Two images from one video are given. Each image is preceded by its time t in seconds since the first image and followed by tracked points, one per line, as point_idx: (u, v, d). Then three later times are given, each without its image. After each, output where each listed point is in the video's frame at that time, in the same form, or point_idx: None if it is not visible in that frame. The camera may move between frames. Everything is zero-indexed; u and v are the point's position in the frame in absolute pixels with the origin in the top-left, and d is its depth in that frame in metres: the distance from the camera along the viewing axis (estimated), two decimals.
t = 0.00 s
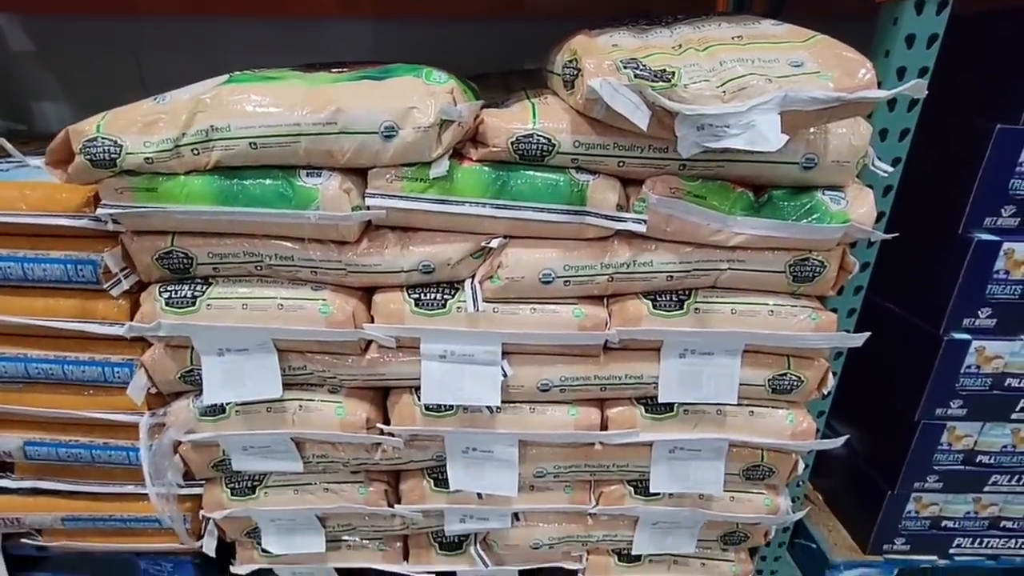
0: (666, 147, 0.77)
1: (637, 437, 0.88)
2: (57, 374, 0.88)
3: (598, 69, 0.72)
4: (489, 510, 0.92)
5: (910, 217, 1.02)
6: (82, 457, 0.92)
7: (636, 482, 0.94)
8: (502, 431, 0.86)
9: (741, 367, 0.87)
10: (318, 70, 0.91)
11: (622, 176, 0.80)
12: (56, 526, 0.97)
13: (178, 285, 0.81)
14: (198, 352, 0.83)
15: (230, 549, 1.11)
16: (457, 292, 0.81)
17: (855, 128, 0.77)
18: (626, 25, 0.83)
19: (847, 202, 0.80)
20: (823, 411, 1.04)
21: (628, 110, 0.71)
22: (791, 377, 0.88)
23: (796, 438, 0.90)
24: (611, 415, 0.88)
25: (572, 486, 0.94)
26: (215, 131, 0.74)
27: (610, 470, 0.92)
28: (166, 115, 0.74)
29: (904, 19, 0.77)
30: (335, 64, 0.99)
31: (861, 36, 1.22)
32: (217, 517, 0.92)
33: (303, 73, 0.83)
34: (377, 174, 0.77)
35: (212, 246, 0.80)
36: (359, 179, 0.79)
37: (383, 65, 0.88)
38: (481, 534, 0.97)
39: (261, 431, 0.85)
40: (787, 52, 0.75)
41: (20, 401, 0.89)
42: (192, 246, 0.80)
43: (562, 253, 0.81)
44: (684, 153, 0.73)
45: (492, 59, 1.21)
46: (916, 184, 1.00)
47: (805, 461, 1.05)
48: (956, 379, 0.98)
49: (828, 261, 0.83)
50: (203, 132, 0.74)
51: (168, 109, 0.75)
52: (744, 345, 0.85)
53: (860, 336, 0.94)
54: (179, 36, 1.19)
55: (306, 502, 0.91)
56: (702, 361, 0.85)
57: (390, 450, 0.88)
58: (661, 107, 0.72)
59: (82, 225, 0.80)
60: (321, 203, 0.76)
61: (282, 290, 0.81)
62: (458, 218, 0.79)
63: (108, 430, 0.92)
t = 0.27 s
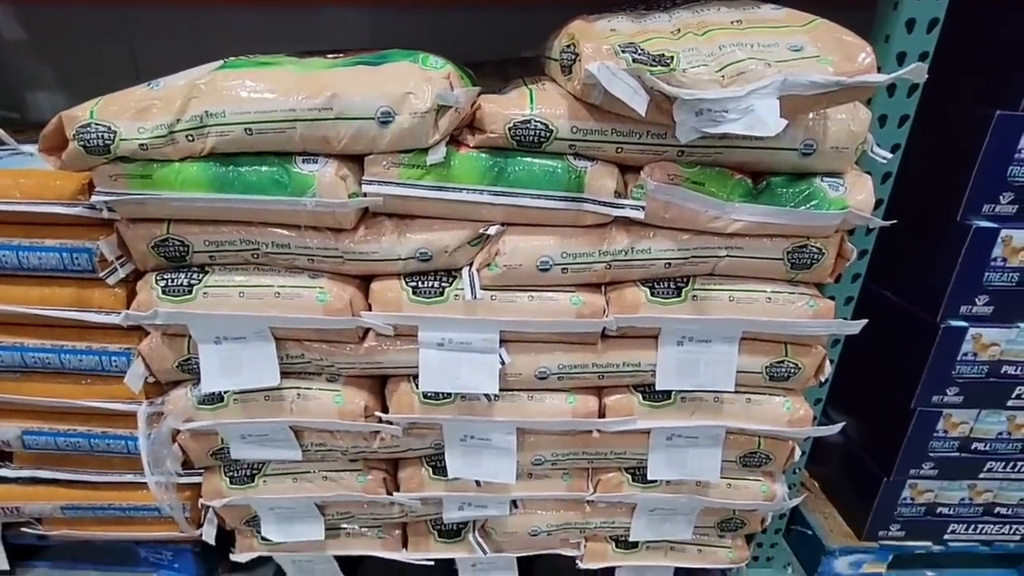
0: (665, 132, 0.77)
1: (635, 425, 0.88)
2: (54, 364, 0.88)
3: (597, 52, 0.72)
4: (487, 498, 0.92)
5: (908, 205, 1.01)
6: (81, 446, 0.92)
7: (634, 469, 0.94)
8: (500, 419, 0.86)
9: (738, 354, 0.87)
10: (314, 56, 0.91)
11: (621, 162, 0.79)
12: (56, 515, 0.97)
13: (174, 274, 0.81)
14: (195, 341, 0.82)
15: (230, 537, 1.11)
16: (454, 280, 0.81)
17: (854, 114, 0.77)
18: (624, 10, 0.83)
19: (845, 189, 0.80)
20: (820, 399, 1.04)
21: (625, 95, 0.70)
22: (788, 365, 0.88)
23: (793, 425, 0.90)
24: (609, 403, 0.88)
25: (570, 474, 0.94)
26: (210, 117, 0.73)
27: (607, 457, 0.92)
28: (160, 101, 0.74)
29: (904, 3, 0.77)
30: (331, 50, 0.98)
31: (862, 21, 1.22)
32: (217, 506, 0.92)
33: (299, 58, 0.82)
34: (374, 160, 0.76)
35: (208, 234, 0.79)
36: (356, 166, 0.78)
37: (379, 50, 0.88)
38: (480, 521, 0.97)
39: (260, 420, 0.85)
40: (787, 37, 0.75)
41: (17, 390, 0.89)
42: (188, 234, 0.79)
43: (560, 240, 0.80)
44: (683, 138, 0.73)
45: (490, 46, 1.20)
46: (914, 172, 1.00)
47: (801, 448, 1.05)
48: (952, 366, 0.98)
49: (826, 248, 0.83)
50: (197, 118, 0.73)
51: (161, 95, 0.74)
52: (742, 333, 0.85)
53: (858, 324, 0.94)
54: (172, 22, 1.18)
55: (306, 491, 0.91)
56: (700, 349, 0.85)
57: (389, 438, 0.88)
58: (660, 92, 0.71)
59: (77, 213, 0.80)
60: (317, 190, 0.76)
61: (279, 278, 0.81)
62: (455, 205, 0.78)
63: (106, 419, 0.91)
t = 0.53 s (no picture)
0: (665, 118, 0.76)
1: (633, 413, 0.88)
2: (50, 353, 0.87)
3: (597, 36, 0.71)
4: (486, 486, 0.92)
5: (908, 192, 1.01)
6: (79, 436, 0.92)
7: (632, 457, 0.94)
8: (499, 407, 0.86)
9: (736, 342, 0.86)
10: (310, 41, 0.90)
11: (620, 149, 0.79)
12: (56, 504, 0.97)
13: (171, 262, 0.80)
14: (192, 330, 0.82)
15: (230, 526, 1.12)
16: (452, 268, 0.81)
17: (855, 99, 0.77)
18: None
19: (846, 175, 0.80)
20: (818, 386, 1.04)
21: (625, 80, 0.69)
22: (787, 353, 0.88)
23: (791, 413, 0.90)
24: (607, 391, 0.88)
25: (569, 462, 0.94)
26: (204, 102, 0.73)
27: (605, 446, 0.92)
28: (154, 86, 0.73)
29: None
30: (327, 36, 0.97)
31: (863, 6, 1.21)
32: (217, 494, 0.92)
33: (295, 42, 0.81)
34: (371, 147, 0.76)
35: (204, 222, 0.79)
36: (353, 153, 0.78)
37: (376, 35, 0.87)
38: (479, 509, 0.97)
39: (258, 408, 0.85)
40: (788, 21, 0.74)
41: (14, 379, 0.89)
42: (184, 222, 0.79)
43: (558, 228, 0.80)
44: (683, 124, 0.72)
45: (488, 32, 1.19)
46: (914, 158, 1.00)
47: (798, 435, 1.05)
48: (950, 354, 0.98)
49: (825, 235, 0.82)
50: (191, 104, 0.73)
51: (155, 80, 0.74)
52: (740, 321, 0.85)
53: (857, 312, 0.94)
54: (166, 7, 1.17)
55: (305, 479, 0.91)
56: (698, 337, 0.85)
57: (387, 426, 0.88)
58: (659, 76, 0.71)
59: (71, 201, 0.79)
60: (314, 177, 0.75)
61: (276, 266, 0.80)
62: (453, 193, 0.78)
63: (104, 408, 0.91)
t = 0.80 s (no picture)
0: (666, 103, 0.75)
1: (633, 401, 0.87)
2: (46, 342, 0.86)
3: (598, 16, 0.70)
4: (486, 474, 0.92)
5: (909, 179, 1.00)
6: (77, 425, 0.91)
7: (632, 445, 0.94)
8: (498, 396, 0.86)
9: (737, 330, 0.86)
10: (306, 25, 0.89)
11: (620, 135, 0.78)
12: (55, 493, 0.96)
13: (166, 250, 0.79)
14: (189, 319, 0.81)
15: (230, 514, 1.11)
16: (451, 256, 0.80)
17: (859, 84, 0.76)
18: None
19: (849, 161, 0.79)
20: (818, 374, 1.04)
21: (627, 64, 0.69)
22: (787, 341, 0.87)
23: (791, 401, 0.90)
24: (607, 379, 0.88)
25: (568, 450, 0.94)
26: (198, 86, 0.72)
27: (605, 434, 0.91)
28: (147, 70, 0.72)
29: None
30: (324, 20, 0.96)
31: None
32: (216, 483, 0.92)
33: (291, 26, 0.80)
34: (368, 132, 0.75)
35: (200, 209, 0.78)
36: (350, 139, 0.77)
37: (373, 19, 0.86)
38: (478, 497, 0.97)
39: (257, 397, 0.85)
40: (794, 2, 0.73)
41: (9, 368, 0.88)
42: (179, 210, 0.78)
43: (558, 215, 0.79)
44: (684, 109, 0.72)
45: (488, 17, 1.18)
46: (915, 145, 0.99)
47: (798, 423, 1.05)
48: (950, 342, 0.98)
49: (827, 222, 0.82)
50: (185, 88, 0.72)
51: (148, 64, 0.72)
52: (741, 308, 0.84)
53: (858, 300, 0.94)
54: None
55: (304, 467, 0.90)
56: (698, 325, 0.85)
57: (387, 415, 0.88)
58: (661, 60, 0.70)
59: (64, 187, 0.78)
60: (310, 163, 0.74)
61: (273, 254, 0.80)
62: (452, 179, 0.77)
63: (101, 397, 0.90)
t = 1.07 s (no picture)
0: (667, 102, 0.74)
1: (633, 402, 0.87)
2: (43, 342, 0.86)
3: (600, 14, 0.69)
4: (485, 474, 0.91)
5: (912, 177, 1.00)
6: (74, 425, 0.91)
7: (632, 445, 0.93)
8: (498, 396, 0.85)
9: (738, 330, 0.85)
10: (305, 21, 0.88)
11: (622, 134, 0.77)
12: (52, 493, 0.96)
13: (163, 250, 0.79)
14: (186, 319, 0.81)
15: (230, 514, 1.11)
16: (450, 256, 0.79)
17: (863, 82, 0.75)
18: None
19: (852, 160, 0.78)
20: (819, 374, 1.03)
21: (628, 61, 0.68)
22: (788, 341, 0.87)
23: (792, 401, 0.89)
24: (607, 379, 0.87)
25: (568, 450, 0.93)
26: (194, 84, 0.71)
27: (606, 434, 0.91)
28: (142, 68, 0.71)
29: None
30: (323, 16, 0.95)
31: None
32: (215, 483, 0.91)
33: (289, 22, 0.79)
34: (366, 131, 0.74)
35: (196, 208, 0.77)
36: (348, 138, 0.76)
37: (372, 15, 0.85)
38: (478, 497, 0.96)
39: (256, 397, 0.84)
40: None
41: (5, 368, 0.87)
42: (175, 209, 0.77)
43: (558, 215, 0.78)
44: (687, 107, 0.71)
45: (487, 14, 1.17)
46: (919, 143, 0.98)
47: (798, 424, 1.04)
48: (952, 342, 0.97)
49: (830, 222, 0.81)
50: (180, 86, 0.71)
51: (142, 61, 0.72)
52: (742, 309, 0.84)
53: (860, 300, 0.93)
54: None
55: (303, 468, 0.90)
56: (700, 325, 0.84)
57: (386, 415, 0.87)
58: (663, 58, 0.69)
59: (59, 186, 0.78)
60: (308, 162, 0.73)
61: (270, 254, 0.79)
62: (452, 178, 0.76)
63: (98, 397, 0.90)
